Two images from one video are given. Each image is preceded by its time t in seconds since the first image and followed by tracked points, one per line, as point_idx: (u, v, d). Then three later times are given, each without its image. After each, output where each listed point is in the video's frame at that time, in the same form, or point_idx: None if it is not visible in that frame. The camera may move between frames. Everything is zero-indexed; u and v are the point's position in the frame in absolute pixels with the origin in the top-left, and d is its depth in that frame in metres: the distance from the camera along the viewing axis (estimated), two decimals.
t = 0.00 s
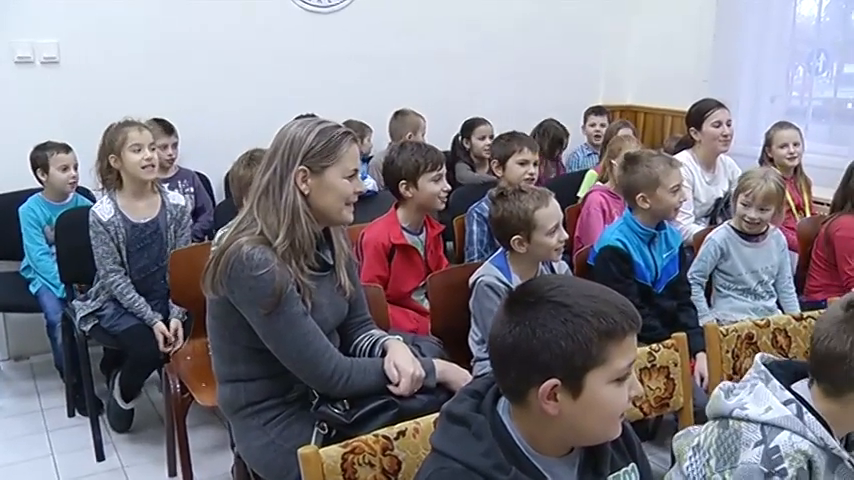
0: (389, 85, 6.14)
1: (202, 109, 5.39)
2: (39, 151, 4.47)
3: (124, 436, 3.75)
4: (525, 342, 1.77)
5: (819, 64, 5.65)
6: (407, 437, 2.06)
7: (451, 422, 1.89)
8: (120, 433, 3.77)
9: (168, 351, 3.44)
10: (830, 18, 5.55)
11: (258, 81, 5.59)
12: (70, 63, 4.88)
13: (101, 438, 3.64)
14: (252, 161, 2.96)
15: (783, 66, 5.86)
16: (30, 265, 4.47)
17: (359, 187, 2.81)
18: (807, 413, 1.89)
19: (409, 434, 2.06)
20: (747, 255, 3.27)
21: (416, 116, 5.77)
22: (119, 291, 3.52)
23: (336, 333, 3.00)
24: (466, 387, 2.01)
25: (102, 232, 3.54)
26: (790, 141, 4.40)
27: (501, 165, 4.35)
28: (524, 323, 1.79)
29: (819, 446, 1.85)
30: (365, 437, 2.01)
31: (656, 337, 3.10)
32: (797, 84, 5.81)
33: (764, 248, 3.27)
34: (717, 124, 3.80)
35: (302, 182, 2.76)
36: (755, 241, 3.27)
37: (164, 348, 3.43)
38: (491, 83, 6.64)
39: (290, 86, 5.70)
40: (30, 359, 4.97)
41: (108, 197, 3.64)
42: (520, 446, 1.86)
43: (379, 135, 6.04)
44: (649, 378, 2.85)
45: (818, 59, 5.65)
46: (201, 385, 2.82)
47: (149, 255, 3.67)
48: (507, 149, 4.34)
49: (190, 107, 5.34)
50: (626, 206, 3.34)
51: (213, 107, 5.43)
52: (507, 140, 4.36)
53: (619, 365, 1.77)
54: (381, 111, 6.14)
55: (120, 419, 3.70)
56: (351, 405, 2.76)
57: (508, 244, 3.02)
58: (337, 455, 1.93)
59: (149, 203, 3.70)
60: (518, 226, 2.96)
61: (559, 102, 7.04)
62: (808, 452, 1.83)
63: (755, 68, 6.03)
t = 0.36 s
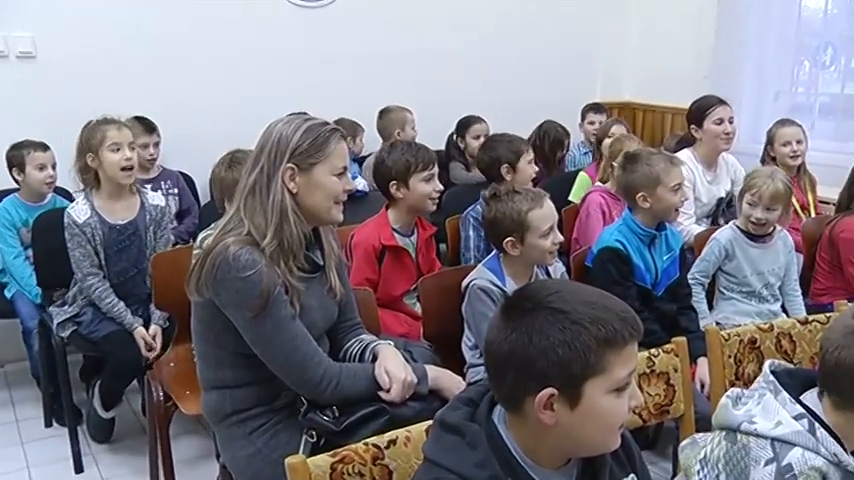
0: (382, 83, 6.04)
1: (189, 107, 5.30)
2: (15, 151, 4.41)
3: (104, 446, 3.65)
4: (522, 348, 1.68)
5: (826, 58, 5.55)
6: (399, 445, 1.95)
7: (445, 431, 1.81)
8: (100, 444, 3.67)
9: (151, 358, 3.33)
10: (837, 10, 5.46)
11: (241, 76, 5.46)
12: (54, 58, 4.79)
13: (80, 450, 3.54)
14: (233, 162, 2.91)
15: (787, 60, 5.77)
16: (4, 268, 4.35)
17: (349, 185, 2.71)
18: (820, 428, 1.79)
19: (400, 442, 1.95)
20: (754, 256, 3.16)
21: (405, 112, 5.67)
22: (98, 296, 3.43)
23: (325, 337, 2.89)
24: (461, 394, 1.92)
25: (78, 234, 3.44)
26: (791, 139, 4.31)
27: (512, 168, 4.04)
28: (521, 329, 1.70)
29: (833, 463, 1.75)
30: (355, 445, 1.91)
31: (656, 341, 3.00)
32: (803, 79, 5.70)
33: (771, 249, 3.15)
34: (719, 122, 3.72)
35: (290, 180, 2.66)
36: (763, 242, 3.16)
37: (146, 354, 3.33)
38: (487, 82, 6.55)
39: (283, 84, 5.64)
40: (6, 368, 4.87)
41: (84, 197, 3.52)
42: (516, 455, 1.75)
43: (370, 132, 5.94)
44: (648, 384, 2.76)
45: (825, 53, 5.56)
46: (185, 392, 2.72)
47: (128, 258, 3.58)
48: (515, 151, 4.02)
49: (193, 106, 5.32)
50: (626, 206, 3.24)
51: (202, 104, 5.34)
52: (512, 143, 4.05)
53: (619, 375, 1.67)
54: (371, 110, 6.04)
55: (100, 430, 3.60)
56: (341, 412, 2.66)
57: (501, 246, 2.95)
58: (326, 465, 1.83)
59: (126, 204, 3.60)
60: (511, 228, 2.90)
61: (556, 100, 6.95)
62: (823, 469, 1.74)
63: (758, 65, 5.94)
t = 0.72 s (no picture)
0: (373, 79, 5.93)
1: (180, 105, 5.25)
2: None
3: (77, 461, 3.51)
4: (513, 357, 1.57)
5: (834, 51, 5.43)
6: (387, 456, 1.83)
7: (435, 441, 1.70)
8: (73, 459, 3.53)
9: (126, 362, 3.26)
10: (844, 2, 5.34)
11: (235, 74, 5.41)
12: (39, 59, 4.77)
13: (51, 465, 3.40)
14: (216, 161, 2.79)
15: (791, 51, 5.66)
16: None
17: (335, 183, 2.58)
18: (836, 432, 1.74)
19: (389, 453, 1.84)
20: (768, 257, 3.02)
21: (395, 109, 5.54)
22: (70, 299, 3.30)
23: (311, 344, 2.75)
24: (451, 403, 1.79)
25: (44, 234, 3.29)
26: (800, 137, 4.20)
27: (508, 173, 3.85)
28: (512, 337, 1.59)
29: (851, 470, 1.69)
30: (341, 455, 1.79)
31: (655, 347, 2.89)
32: (809, 74, 5.59)
33: (786, 251, 3.02)
34: (720, 119, 3.61)
35: (275, 179, 2.53)
36: (777, 242, 3.02)
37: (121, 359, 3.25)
38: (481, 80, 6.45)
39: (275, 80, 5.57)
40: None
41: (48, 197, 3.39)
42: (507, 465, 1.64)
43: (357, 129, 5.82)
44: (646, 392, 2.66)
45: (833, 45, 5.44)
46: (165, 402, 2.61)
47: (98, 257, 3.45)
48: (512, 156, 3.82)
49: (192, 106, 5.28)
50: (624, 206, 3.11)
51: (185, 101, 5.26)
52: (509, 147, 3.84)
53: (615, 386, 1.57)
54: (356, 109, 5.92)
55: (73, 444, 3.45)
56: (326, 421, 2.54)
57: (493, 249, 2.87)
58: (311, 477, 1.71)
59: (91, 202, 3.46)
60: (502, 229, 2.82)
61: (551, 97, 6.84)
62: (841, 476, 1.68)
63: (762, 59, 5.82)
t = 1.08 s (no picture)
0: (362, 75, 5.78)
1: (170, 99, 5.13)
2: None
3: None
4: (493, 363, 1.52)
5: (842, 42, 5.27)
6: (371, 471, 1.69)
7: (422, 454, 1.68)
8: None
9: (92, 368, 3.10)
10: None
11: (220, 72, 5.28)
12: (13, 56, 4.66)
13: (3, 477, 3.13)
14: (190, 158, 2.66)
15: (795, 38, 5.51)
16: None
17: (313, 181, 2.40)
18: (827, 450, 1.62)
19: (372, 467, 1.71)
20: (768, 261, 2.88)
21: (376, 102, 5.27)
22: (29, 304, 3.14)
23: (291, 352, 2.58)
24: (439, 414, 1.78)
25: None
26: (814, 133, 3.95)
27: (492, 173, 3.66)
28: (493, 343, 1.53)
29: None
30: (321, 470, 1.65)
31: (652, 355, 2.76)
32: (816, 67, 5.43)
33: (787, 254, 2.88)
34: (720, 115, 3.46)
35: (249, 178, 2.36)
36: (777, 245, 2.88)
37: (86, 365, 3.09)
38: (470, 76, 6.28)
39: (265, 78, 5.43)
40: None
41: None
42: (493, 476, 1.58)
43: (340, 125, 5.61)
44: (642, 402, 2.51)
45: (842, 36, 5.27)
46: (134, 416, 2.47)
47: (58, 260, 3.28)
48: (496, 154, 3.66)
49: (169, 103, 5.14)
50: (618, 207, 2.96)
51: (156, 104, 5.10)
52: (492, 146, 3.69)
53: (600, 398, 1.50)
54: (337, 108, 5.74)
55: (36, 462, 3.16)
56: (306, 435, 2.39)
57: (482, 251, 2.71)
58: None
59: (46, 203, 3.28)
60: (492, 230, 2.68)
61: (547, 94, 6.68)
62: None
63: (767, 52, 5.67)
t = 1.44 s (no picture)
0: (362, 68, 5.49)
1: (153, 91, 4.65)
2: None
3: None
4: (471, 368, 1.52)
5: None
6: None
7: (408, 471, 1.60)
8: None
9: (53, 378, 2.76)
10: None
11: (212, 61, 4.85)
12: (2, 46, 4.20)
13: None
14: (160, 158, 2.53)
15: (802, 22, 5.32)
16: None
17: (286, 171, 2.16)
18: (839, 463, 1.53)
19: None
20: (758, 266, 2.77)
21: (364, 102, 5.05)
22: None
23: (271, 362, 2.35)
24: (424, 425, 1.71)
25: None
26: (822, 127, 3.79)
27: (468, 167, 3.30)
28: (475, 347, 1.53)
29: None
30: None
31: (650, 364, 2.62)
32: (826, 59, 5.26)
33: (779, 257, 2.78)
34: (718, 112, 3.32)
35: (216, 173, 2.11)
36: (768, 249, 2.78)
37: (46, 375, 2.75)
38: (469, 70, 6.02)
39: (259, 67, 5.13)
40: None
41: None
42: None
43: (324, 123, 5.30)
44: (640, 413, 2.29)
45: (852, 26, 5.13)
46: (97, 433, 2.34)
47: (23, 262, 2.93)
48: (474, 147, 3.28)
49: (158, 96, 4.72)
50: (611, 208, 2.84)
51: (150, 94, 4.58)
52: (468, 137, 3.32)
53: (577, 413, 1.46)
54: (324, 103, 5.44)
55: None
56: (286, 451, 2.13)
57: (470, 255, 2.58)
58: None
59: (11, 200, 2.94)
60: (479, 232, 2.55)
61: (544, 88, 6.44)
62: None
63: (772, 41, 5.47)
